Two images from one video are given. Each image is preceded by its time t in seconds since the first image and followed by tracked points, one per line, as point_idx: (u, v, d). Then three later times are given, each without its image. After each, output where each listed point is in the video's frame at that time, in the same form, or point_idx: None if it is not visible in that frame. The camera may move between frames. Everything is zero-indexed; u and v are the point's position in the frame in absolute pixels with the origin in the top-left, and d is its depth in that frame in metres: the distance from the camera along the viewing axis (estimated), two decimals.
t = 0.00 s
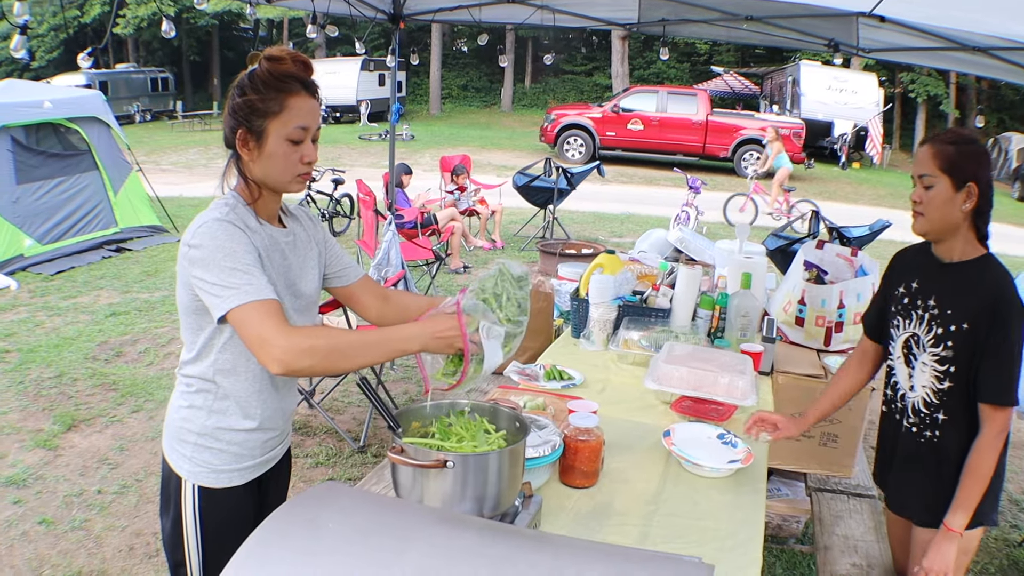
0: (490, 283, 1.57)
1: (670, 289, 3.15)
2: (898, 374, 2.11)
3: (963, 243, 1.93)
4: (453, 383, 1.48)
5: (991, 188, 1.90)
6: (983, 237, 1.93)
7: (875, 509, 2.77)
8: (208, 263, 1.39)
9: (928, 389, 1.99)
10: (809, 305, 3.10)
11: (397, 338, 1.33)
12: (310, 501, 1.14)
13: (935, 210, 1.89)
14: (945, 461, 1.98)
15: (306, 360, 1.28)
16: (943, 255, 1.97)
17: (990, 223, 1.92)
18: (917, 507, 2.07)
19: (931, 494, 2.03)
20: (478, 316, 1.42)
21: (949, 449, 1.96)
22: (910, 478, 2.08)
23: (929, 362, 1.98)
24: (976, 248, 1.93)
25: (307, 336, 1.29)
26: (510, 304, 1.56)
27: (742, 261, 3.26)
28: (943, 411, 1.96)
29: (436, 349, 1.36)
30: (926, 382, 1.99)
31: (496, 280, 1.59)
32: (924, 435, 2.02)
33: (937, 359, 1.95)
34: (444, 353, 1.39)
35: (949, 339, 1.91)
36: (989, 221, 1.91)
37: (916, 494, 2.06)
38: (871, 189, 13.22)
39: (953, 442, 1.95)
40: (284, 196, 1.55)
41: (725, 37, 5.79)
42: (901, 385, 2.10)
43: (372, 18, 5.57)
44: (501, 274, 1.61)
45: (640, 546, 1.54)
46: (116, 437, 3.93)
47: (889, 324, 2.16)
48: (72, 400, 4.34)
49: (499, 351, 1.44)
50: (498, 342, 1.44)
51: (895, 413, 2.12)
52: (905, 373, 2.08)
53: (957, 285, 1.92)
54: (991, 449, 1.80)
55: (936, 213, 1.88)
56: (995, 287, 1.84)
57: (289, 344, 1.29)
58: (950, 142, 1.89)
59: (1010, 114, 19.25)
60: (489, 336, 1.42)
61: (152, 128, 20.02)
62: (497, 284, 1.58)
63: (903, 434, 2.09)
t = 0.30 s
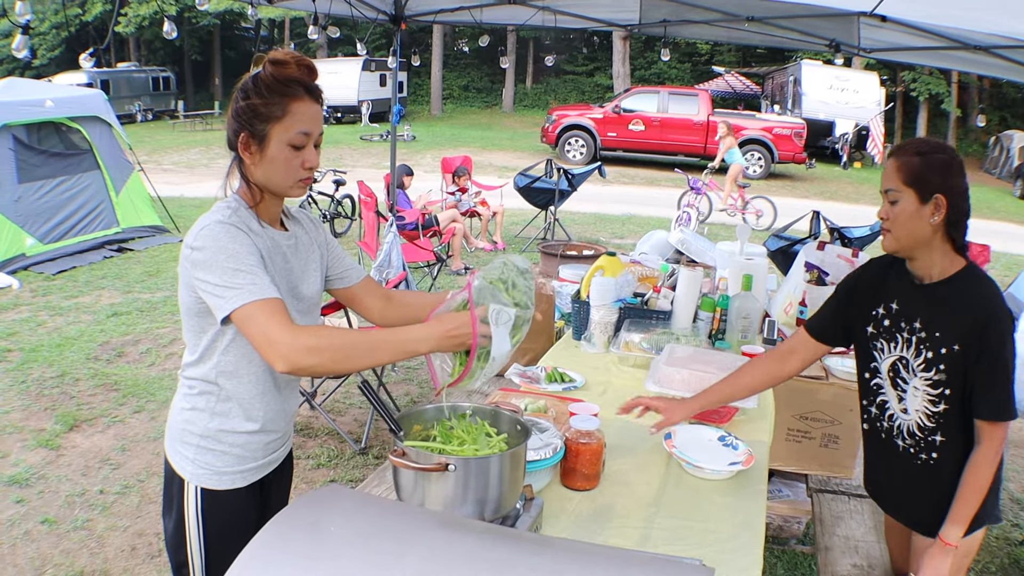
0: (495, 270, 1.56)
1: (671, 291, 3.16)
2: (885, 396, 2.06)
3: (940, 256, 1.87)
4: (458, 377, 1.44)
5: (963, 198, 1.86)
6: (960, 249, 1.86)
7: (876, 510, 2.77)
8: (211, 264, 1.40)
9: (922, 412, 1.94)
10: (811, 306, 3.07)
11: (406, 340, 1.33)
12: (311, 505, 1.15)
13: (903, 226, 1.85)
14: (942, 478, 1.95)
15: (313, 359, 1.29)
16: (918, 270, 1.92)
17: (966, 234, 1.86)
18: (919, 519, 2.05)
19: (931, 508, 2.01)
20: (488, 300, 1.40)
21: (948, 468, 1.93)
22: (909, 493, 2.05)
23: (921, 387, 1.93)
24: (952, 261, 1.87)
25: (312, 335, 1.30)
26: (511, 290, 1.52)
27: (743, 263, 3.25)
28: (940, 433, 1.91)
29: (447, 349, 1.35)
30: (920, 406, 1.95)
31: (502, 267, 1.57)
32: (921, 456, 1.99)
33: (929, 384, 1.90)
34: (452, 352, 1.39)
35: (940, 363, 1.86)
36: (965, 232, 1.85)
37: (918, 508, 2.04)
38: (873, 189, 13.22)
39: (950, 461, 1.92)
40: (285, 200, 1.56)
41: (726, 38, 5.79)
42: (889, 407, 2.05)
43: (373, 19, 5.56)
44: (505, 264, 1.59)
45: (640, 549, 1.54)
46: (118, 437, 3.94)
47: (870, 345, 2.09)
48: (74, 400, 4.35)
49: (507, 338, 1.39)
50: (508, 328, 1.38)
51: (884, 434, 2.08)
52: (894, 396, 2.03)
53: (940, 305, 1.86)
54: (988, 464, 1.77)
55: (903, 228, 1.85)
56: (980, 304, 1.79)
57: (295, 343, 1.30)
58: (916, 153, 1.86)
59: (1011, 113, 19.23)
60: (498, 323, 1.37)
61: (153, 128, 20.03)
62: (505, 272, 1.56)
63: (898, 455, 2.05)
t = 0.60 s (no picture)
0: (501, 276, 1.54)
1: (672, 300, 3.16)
2: (867, 425, 2.04)
3: (907, 275, 1.85)
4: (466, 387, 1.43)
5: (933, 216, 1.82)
6: (928, 268, 1.84)
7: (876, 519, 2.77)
8: (215, 273, 1.40)
9: (917, 433, 1.93)
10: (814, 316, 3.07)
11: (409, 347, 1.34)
12: (316, 515, 1.15)
13: (863, 249, 1.85)
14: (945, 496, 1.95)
15: (320, 365, 1.30)
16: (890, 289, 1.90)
17: (933, 253, 1.82)
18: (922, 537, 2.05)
19: (936, 526, 2.00)
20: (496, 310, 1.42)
21: (947, 487, 1.93)
22: (910, 515, 2.04)
23: (914, 409, 1.92)
24: (921, 280, 1.86)
25: (317, 341, 1.31)
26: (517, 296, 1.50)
27: (744, 272, 3.26)
28: (937, 448, 1.91)
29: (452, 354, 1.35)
30: (913, 428, 1.93)
31: (508, 272, 1.56)
32: (917, 475, 1.98)
33: (923, 405, 1.89)
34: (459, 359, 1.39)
35: (932, 383, 1.86)
36: (931, 252, 1.81)
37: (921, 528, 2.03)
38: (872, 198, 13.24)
39: (947, 480, 1.92)
40: (289, 210, 1.56)
41: (725, 48, 5.82)
42: (872, 436, 2.03)
43: (374, 29, 5.58)
44: (511, 269, 1.58)
45: (642, 557, 1.54)
46: (119, 446, 3.93)
47: (848, 374, 2.07)
48: (74, 409, 4.35)
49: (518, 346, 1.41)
50: (519, 335, 1.41)
51: (871, 461, 2.07)
52: (877, 424, 2.01)
53: (922, 325, 1.86)
54: (996, 474, 1.78)
55: (863, 251, 1.85)
56: (964, 320, 1.80)
57: (302, 349, 1.30)
58: (874, 174, 1.85)
59: (1010, 121, 19.29)
60: (507, 329, 1.39)
61: (153, 137, 20.08)
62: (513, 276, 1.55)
63: (891, 479, 2.04)
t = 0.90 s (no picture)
0: (510, 284, 1.62)
1: (675, 304, 3.16)
2: (866, 429, 2.05)
3: (902, 277, 1.85)
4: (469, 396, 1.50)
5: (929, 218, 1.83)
6: (923, 270, 1.85)
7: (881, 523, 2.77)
8: (220, 279, 1.41)
9: (916, 436, 1.93)
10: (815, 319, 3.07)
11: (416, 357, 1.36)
12: (320, 518, 1.15)
13: (858, 251, 1.86)
14: (950, 498, 1.94)
15: (319, 375, 1.30)
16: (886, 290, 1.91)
17: (929, 256, 1.82)
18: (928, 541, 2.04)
19: (943, 528, 1.99)
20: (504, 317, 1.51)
21: (950, 488, 1.93)
22: (915, 519, 2.03)
23: (914, 410, 1.92)
24: (916, 282, 1.86)
25: (316, 351, 1.31)
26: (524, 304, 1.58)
27: (746, 276, 3.27)
28: (938, 451, 1.90)
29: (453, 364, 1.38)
30: (913, 431, 1.93)
31: (517, 281, 1.64)
32: (918, 479, 1.97)
33: (923, 406, 1.89)
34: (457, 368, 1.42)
35: (932, 384, 1.86)
36: (926, 254, 1.81)
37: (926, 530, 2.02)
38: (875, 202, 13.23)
39: (951, 480, 1.92)
40: (294, 215, 1.57)
41: (727, 53, 5.83)
42: (872, 439, 2.04)
43: (377, 34, 5.58)
44: (520, 279, 1.67)
45: (647, 561, 1.55)
46: (123, 450, 3.94)
47: (849, 377, 2.07)
48: (77, 414, 4.36)
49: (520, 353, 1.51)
50: (522, 344, 1.51)
51: (874, 465, 2.07)
52: (876, 427, 2.01)
53: (922, 326, 1.86)
54: (1001, 473, 1.78)
55: (857, 254, 1.86)
56: (962, 320, 1.80)
57: (302, 359, 1.31)
58: (869, 178, 1.86)
59: (1012, 126, 19.29)
60: (512, 338, 1.49)
61: (155, 142, 20.14)
62: (521, 287, 1.63)
63: (893, 483, 2.04)
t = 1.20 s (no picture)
0: (523, 288, 1.65)
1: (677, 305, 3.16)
2: (871, 422, 2.06)
3: (906, 272, 1.87)
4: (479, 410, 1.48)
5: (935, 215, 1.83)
6: (928, 265, 1.85)
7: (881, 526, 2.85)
8: (219, 280, 1.42)
9: (916, 430, 1.94)
10: (816, 320, 3.09)
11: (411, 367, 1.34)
12: (325, 519, 1.16)
13: (862, 245, 1.88)
14: (946, 496, 1.94)
15: (306, 382, 1.31)
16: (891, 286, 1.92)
17: (933, 251, 1.83)
18: (924, 540, 2.04)
19: (939, 526, 1.99)
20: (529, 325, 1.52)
21: (947, 485, 1.93)
22: (912, 517, 2.03)
23: (914, 404, 1.93)
24: (921, 276, 1.86)
25: (305, 358, 1.32)
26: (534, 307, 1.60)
27: (748, 278, 3.27)
28: (938, 447, 1.91)
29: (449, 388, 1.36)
30: (913, 424, 1.94)
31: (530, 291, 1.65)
32: (918, 476, 1.98)
33: (923, 400, 1.90)
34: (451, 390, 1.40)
35: (932, 377, 1.86)
36: (930, 249, 1.82)
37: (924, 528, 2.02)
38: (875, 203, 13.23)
39: (951, 478, 1.91)
40: (298, 216, 1.57)
41: (728, 54, 5.84)
42: (877, 433, 2.05)
43: (378, 36, 5.58)
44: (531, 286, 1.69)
45: (650, 562, 1.55)
46: (124, 452, 3.94)
47: (856, 369, 2.08)
48: (79, 415, 4.36)
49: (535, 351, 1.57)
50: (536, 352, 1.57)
51: (878, 461, 2.07)
52: (881, 420, 2.02)
53: (925, 320, 1.87)
54: (995, 471, 1.78)
55: (862, 248, 1.88)
56: (964, 315, 1.80)
57: (288, 366, 1.31)
58: (874, 174, 1.88)
59: (1013, 126, 19.30)
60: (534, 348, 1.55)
61: (156, 144, 20.17)
62: (532, 293, 1.66)
63: (894, 478, 2.04)
